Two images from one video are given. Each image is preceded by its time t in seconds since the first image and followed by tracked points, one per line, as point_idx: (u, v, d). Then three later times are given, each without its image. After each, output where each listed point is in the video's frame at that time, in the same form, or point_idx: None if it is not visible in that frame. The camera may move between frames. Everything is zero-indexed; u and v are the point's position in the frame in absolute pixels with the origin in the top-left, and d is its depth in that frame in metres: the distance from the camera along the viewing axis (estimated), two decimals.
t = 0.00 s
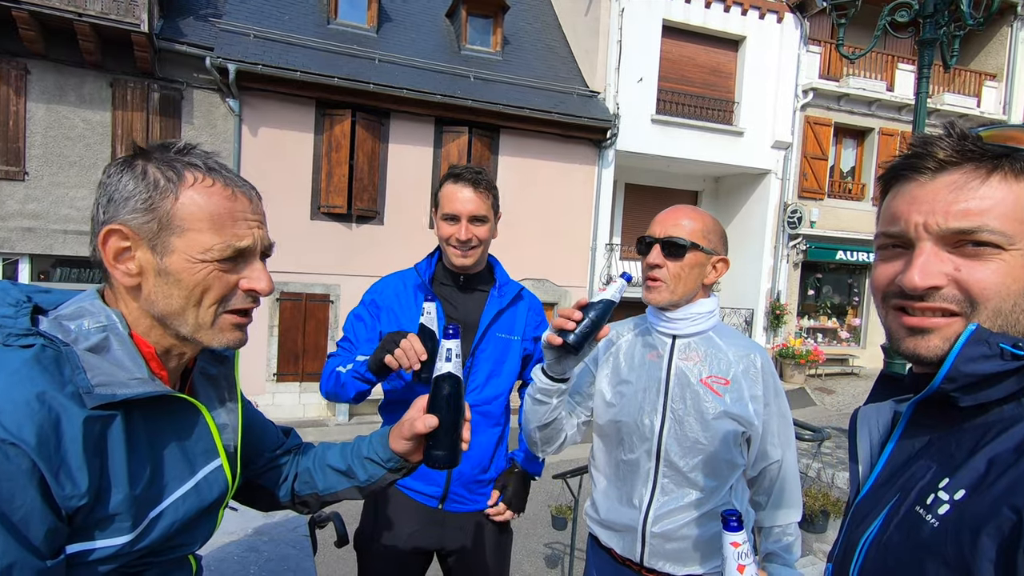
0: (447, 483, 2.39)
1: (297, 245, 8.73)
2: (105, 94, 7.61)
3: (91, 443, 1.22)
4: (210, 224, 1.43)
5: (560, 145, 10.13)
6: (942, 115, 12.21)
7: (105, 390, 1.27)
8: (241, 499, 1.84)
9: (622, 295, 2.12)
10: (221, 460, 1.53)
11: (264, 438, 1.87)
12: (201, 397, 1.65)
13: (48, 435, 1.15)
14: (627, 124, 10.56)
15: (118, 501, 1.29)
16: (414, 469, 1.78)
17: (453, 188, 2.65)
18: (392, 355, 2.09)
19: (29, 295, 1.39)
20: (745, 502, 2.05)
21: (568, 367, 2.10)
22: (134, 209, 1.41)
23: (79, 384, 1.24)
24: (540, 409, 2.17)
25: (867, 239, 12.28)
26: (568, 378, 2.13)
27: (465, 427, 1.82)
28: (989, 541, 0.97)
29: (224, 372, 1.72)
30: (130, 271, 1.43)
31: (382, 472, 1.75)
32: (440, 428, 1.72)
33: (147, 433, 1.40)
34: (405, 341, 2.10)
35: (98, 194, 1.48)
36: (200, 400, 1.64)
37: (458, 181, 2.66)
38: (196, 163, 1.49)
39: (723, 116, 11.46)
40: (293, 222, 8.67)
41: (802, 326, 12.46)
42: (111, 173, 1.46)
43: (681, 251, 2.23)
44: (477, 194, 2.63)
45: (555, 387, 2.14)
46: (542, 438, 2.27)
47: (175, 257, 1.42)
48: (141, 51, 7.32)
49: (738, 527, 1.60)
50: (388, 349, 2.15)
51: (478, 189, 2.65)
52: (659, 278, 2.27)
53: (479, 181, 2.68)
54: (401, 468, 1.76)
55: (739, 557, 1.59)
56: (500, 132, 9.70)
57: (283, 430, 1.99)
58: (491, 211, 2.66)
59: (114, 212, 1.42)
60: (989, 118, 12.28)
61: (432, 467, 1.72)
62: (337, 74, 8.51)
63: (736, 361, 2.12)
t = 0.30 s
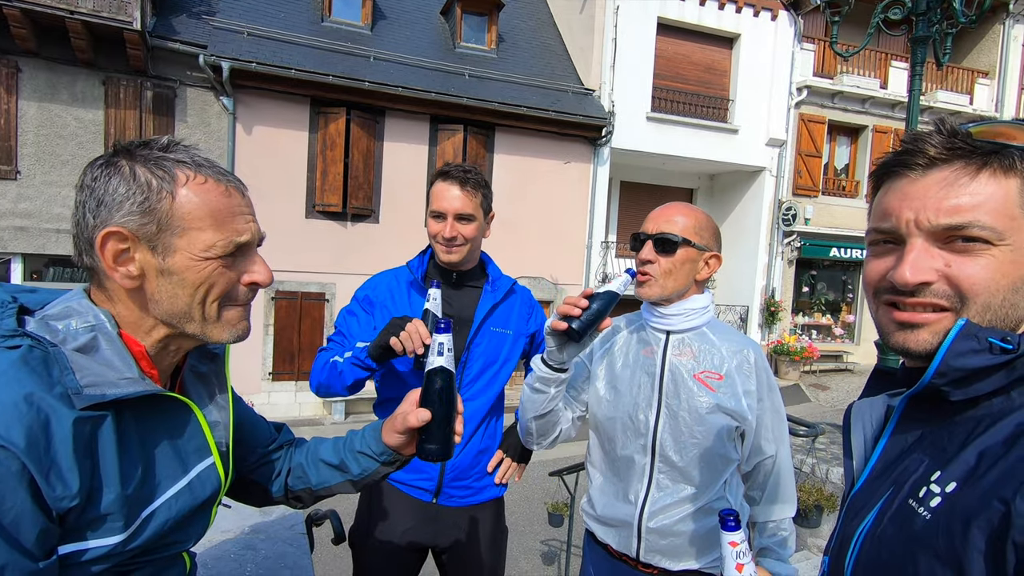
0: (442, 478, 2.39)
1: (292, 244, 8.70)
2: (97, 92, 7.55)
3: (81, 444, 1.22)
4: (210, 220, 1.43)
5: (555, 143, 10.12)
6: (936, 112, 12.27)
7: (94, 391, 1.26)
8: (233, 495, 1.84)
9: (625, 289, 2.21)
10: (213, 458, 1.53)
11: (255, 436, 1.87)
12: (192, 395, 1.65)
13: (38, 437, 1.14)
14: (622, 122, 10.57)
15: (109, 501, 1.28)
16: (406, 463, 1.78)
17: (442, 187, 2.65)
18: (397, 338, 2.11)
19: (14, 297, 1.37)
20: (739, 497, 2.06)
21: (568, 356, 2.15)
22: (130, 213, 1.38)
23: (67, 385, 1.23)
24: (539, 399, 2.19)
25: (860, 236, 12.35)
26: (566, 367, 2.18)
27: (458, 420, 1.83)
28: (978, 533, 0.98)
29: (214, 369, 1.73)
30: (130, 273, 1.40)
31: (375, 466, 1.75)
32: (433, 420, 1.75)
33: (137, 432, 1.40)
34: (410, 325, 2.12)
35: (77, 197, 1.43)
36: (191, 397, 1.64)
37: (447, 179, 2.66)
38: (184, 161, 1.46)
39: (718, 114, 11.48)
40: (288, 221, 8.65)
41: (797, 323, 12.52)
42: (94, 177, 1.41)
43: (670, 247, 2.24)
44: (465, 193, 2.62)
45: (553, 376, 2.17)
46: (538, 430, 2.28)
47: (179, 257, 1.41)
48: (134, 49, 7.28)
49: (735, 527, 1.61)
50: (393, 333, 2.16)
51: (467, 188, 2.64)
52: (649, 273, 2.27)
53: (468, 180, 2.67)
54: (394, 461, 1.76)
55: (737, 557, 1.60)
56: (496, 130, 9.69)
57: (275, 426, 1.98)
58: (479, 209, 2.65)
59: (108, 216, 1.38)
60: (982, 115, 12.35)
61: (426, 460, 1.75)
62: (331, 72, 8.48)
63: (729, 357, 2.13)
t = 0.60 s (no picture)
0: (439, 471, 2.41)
1: (291, 243, 8.70)
2: (95, 92, 7.54)
3: (71, 445, 1.21)
4: (207, 219, 1.43)
5: (553, 142, 10.13)
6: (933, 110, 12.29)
7: (83, 393, 1.25)
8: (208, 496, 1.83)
9: (625, 282, 2.19)
10: (205, 456, 1.55)
11: (236, 442, 1.88)
12: (185, 392, 1.65)
13: (24, 440, 1.13)
14: (620, 121, 10.57)
15: (100, 503, 1.28)
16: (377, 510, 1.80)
17: (440, 184, 2.65)
18: (397, 326, 2.14)
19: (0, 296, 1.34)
20: (736, 492, 2.07)
21: (568, 345, 2.13)
22: (125, 209, 1.37)
23: (56, 387, 1.22)
24: (536, 390, 2.22)
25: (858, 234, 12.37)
26: (565, 358, 2.18)
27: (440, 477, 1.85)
28: (969, 518, 0.98)
29: (206, 366, 1.73)
30: (124, 273, 1.39)
31: (347, 505, 1.79)
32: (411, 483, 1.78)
33: (128, 432, 1.39)
34: (409, 313, 2.15)
35: (66, 193, 1.40)
36: (184, 394, 1.65)
37: (446, 177, 2.65)
38: (179, 157, 1.45)
39: (715, 113, 11.49)
40: (286, 220, 8.64)
41: (795, 321, 12.54)
42: (86, 173, 1.39)
43: (666, 241, 2.23)
44: (464, 190, 2.62)
45: (552, 367, 2.19)
46: (535, 422, 2.29)
47: (174, 255, 1.41)
48: (131, 48, 7.26)
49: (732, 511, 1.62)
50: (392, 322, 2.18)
51: (465, 185, 2.65)
52: (645, 266, 2.26)
53: (466, 177, 2.67)
54: (366, 507, 1.78)
55: (733, 541, 1.60)
56: (494, 129, 9.69)
57: (255, 435, 1.98)
58: (477, 206, 2.65)
59: (100, 212, 1.36)
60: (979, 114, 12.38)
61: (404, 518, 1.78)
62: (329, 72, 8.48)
63: (726, 351, 2.13)
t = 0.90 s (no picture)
0: (440, 469, 2.39)
1: (289, 244, 8.68)
2: (92, 93, 7.53)
3: (70, 455, 1.19)
4: (208, 214, 1.42)
5: (551, 143, 10.13)
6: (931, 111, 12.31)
7: (82, 400, 1.23)
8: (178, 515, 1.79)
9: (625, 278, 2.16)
10: (204, 462, 1.54)
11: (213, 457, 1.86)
12: (182, 395, 1.64)
13: (24, 451, 1.11)
14: (618, 122, 10.58)
15: (100, 512, 1.27)
16: None
17: (441, 184, 2.64)
18: (402, 305, 2.18)
19: None
20: (735, 491, 2.07)
21: (566, 341, 2.12)
22: (125, 206, 1.34)
23: (54, 395, 1.19)
24: (534, 386, 2.21)
25: (856, 234, 12.39)
26: (564, 355, 2.16)
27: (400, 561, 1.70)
28: (984, 516, 0.97)
29: (203, 370, 1.73)
30: (125, 271, 1.36)
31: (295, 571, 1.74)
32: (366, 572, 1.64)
33: (127, 439, 1.38)
34: (415, 294, 2.21)
35: (59, 194, 1.37)
36: (182, 398, 1.64)
37: (447, 176, 2.65)
38: (177, 153, 1.44)
39: (714, 114, 11.50)
40: (284, 222, 8.63)
41: (794, 322, 12.55)
42: (81, 172, 1.36)
43: (665, 240, 2.23)
44: (465, 190, 2.61)
45: (550, 364, 2.17)
46: (533, 419, 2.28)
47: (176, 251, 1.39)
48: (129, 50, 7.25)
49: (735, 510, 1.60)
50: (398, 301, 2.23)
51: (466, 185, 2.64)
52: (644, 264, 2.25)
53: (467, 177, 2.66)
54: None
55: (736, 540, 1.59)
56: (492, 130, 9.69)
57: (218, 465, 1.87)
58: (478, 206, 2.64)
59: (99, 210, 1.33)
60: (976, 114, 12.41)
61: None
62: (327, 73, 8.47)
63: (725, 350, 2.12)
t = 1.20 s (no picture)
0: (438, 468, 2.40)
1: (288, 244, 8.67)
2: (90, 92, 7.51)
3: (74, 436, 1.18)
4: (215, 222, 1.42)
5: (550, 144, 10.13)
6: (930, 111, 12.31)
7: (88, 385, 1.24)
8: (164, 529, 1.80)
9: (622, 277, 2.19)
10: (200, 457, 1.52)
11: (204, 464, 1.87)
12: (181, 395, 1.65)
13: (37, 424, 1.11)
14: (617, 122, 10.58)
15: (107, 493, 1.25)
16: None
17: (442, 182, 2.64)
18: (402, 278, 2.19)
19: None
20: (730, 491, 2.07)
21: (562, 336, 2.15)
22: (137, 209, 1.35)
23: (62, 377, 1.20)
24: (528, 382, 2.21)
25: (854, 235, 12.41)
26: (558, 350, 2.18)
27: None
28: (965, 514, 0.97)
29: (201, 370, 1.73)
30: (130, 271, 1.36)
31: None
32: None
33: (138, 430, 1.39)
34: (416, 268, 2.22)
35: (75, 193, 1.38)
36: (180, 397, 1.64)
37: (448, 174, 2.65)
38: (192, 163, 1.45)
39: (712, 114, 11.51)
40: (283, 221, 8.62)
41: (792, 322, 12.56)
42: (98, 174, 1.37)
43: (662, 241, 2.23)
44: (465, 188, 2.61)
45: (544, 360, 2.18)
46: (526, 416, 2.27)
47: (181, 256, 1.39)
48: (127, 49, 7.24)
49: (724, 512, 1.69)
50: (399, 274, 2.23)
51: (467, 183, 2.63)
52: (641, 264, 2.26)
53: (468, 175, 2.66)
54: None
55: (725, 541, 1.66)
56: (491, 130, 9.69)
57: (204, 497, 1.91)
58: (478, 204, 2.64)
59: (111, 211, 1.34)
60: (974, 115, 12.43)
61: None
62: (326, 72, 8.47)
63: (721, 349, 2.13)
